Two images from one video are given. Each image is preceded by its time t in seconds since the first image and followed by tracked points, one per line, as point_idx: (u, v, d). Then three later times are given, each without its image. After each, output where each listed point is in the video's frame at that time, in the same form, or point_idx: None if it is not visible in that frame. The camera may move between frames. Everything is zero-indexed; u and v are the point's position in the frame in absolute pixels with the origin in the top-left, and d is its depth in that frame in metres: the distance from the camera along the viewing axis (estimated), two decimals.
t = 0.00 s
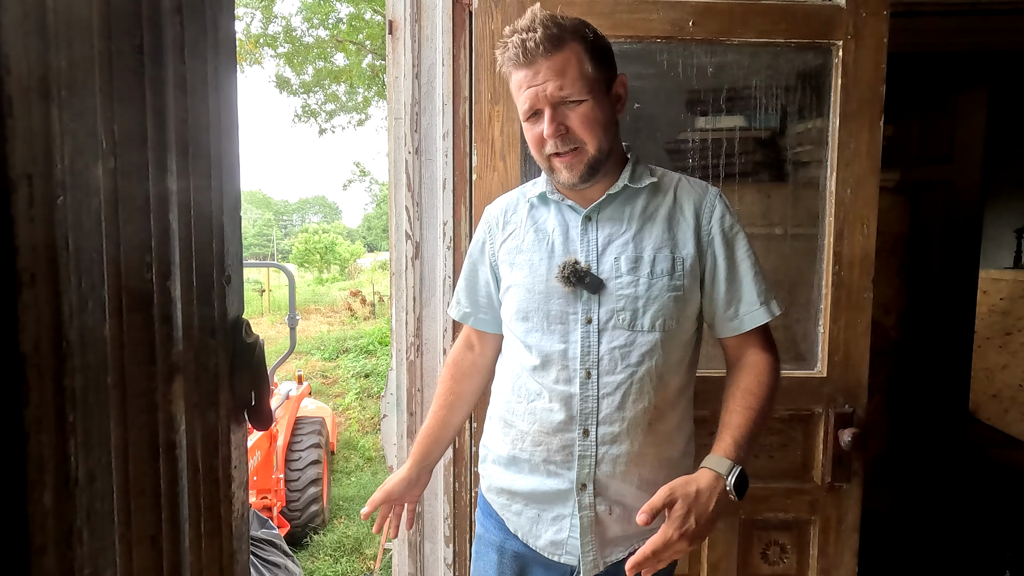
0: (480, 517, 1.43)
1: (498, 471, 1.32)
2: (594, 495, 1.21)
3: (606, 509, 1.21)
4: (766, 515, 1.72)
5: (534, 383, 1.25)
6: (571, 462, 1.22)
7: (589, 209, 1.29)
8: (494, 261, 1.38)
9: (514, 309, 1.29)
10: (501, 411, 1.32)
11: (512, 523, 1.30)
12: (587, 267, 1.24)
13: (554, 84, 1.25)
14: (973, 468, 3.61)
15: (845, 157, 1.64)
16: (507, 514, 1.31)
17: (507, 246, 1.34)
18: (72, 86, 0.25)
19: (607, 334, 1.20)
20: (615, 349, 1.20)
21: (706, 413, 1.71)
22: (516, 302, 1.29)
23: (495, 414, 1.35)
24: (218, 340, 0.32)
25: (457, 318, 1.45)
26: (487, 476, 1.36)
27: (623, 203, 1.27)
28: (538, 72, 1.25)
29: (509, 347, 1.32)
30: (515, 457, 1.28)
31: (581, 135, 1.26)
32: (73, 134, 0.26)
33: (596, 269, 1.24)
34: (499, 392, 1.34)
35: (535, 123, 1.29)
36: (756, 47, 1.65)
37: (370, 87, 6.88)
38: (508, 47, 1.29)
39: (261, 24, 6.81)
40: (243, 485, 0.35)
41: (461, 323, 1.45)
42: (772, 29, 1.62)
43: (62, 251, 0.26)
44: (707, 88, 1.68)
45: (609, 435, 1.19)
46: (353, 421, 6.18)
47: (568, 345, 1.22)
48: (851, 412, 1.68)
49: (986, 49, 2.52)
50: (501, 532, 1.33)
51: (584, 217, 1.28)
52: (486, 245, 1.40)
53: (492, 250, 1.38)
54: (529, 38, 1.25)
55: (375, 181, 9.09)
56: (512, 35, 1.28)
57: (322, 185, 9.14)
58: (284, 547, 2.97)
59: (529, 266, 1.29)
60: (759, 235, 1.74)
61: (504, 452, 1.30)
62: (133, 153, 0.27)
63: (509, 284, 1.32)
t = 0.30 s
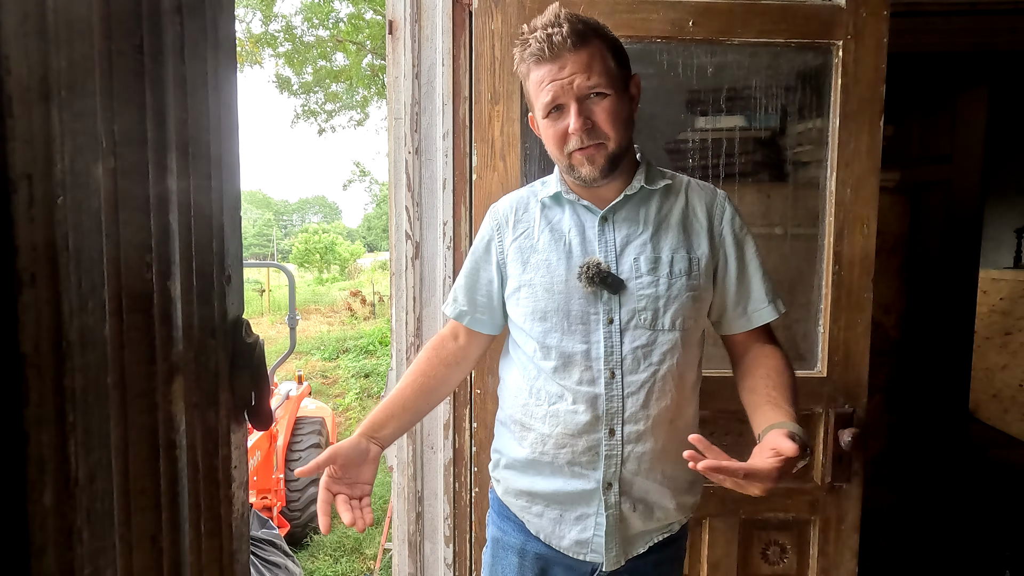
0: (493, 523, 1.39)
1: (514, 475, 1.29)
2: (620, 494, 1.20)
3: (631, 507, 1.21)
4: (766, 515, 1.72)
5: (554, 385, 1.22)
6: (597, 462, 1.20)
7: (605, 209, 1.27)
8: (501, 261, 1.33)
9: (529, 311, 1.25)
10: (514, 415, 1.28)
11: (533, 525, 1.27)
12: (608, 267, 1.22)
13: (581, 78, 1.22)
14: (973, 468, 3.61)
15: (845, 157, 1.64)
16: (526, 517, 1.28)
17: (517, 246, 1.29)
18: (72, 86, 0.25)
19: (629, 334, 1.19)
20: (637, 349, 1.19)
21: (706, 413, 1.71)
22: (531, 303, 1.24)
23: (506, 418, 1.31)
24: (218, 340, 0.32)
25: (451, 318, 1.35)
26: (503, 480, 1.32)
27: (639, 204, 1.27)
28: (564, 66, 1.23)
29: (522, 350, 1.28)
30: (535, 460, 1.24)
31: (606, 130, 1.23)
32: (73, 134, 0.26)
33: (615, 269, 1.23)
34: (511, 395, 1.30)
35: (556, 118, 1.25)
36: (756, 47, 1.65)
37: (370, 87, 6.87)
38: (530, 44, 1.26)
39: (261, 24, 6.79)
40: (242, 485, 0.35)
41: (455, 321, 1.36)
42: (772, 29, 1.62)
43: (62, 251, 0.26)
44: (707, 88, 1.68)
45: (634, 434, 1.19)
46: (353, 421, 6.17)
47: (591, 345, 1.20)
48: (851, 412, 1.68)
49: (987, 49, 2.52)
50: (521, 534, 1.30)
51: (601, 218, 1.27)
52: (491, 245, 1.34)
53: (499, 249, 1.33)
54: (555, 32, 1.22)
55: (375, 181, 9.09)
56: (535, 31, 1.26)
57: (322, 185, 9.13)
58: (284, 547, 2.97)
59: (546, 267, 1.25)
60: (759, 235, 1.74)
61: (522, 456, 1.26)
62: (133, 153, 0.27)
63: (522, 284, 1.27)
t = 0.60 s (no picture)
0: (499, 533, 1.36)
1: (521, 481, 1.27)
2: (630, 491, 1.20)
3: (641, 505, 1.20)
4: (766, 515, 1.72)
5: (558, 387, 1.20)
6: (606, 461, 1.19)
7: (602, 210, 1.27)
8: (496, 262, 1.30)
9: (529, 312, 1.23)
10: (517, 419, 1.26)
11: (542, 532, 1.25)
12: (609, 266, 1.22)
13: (583, 76, 1.23)
14: (972, 468, 3.61)
15: (845, 157, 1.64)
16: (535, 523, 1.26)
17: (514, 247, 1.27)
18: (72, 86, 0.25)
19: (633, 332, 1.19)
20: (641, 347, 1.19)
21: (706, 413, 1.71)
22: (531, 305, 1.23)
23: (508, 422, 1.29)
24: (218, 340, 0.32)
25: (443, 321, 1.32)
26: (509, 487, 1.29)
27: (634, 205, 1.28)
28: (566, 63, 1.23)
29: (522, 354, 1.26)
30: (542, 464, 1.23)
31: (606, 128, 1.24)
32: (73, 135, 0.26)
33: (616, 268, 1.23)
34: (512, 399, 1.28)
35: (555, 115, 1.25)
36: (756, 46, 1.65)
37: (370, 86, 6.86)
38: (531, 41, 1.26)
39: (261, 23, 6.79)
40: (242, 485, 0.35)
41: (446, 324, 1.33)
42: (772, 29, 1.62)
43: (61, 251, 0.26)
44: (707, 88, 1.68)
45: (642, 432, 1.18)
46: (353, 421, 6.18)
47: (595, 344, 1.19)
48: (851, 412, 1.68)
49: (986, 48, 2.52)
50: (530, 542, 1.28)
51: (599, 217, 1.26)
52: (485, 248, 1.32)
53: (494, 251, 1.30)
54: (558, 29, 1.23)
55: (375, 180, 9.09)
56: (537, 28, 1.26)
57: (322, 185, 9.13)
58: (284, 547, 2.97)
59: (545, 267, 1.24)
60: (759, 235, 1.74)
61: (528, 461, 1.24)
62: (133, 153, 0.27)
63: (520, 286, 1.25)
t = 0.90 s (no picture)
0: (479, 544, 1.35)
1: (497, 487, 1.26)
2: (605, 492, 1.19)
3: (618, 505, 1.19)
4: (766, 515, 1.72)
5: (531, 386, 1.20)
6: (580, 461, 1.19)
7: (573, 205, 1.27)
8: (467, 262, 1.29)
9: (501, 311, 1.23)
10: (492, 421, 1.25)
11: (520, 539, 1.24)
12: (581, 262, 1.21)
13: (556, 70, 1.22)
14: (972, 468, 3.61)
15: (844, 157, 1.64)
16: (513, 531, 1.24)
17: (484, 246, 1.27)
18: (72, 86, 0.25)
19: (606, 328, 1.19)
20: (614, 343, 1.19)
21: (706, 413, 1.71)
22: (503, 304, 1.23)
23: (482, 425, 1.29)
24: (217, 340, 0.32)
25: (421, 327, 1.31)
26: (485, 496, 1.28)
27: (605, 200, 1.28)
28: (539, 56, 1.23)
29: (494, 354, 1.26)
30: (517, 467, 1.22)
31: (577, 124, 1.24)
32: (73, 135, 0.26)
33: (588, 264, 1.22)
34: (486, 400, 1.28)
35: (527, 109, 1.24)
36: (756, 47, 1.65)
37: (370, 87, 6.86)
38: (505, 32, 1.25)
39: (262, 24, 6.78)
40: (242, 485, 0.35)
41: (425, 329, 1.31)
42: (771, 29, 1.62)
43: (62, 251, 0.26)
44: (707, 88, 1.68)
45: (617, 429, 1.18)
46: (353, 422, 6.18)
47: (568, 341, 1.19)
48: (851, 412, 1.68)
49: (987, 49, 2.52)
50: (506, 553, 1.27)
51: (570, 213, 1.26)
52: (455, 247, 1.30)
53: (465, 250, 1.29)
54: (533, 21, 1.22)
55: (375, 181, 9.10)
56: (511, 19, 1.25)
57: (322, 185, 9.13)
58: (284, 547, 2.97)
59: (516, 265, 1.23)
60: (760, 235, 1.73)
61: (502, 465, 1.24)
62: (134, 154, 0.27)
63: (492, 285, 1.25)
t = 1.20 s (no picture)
0: (447, 544, 1.35)
1: (463, 489, 1.26)
2: (569, 492, 1.19)
3: (582, 505, 1.19)
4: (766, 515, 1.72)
5: (494, 387, 1.20)
6: (543, 462, 1.19)
7: (537, 204, 1.27)
8: (431, 261, 1.30)
9: (464, 310, 1.23)
10: (456, 422, 1.26)
11: (487, 541, 1.24)
12: (543, 261, 1.22)
13: (519, 65, 1.23)
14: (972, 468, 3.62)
15: (844, 157, 1.64)
16: (480, 534, 1.24)
17: (448, 245, 1.27)
18: (72, 86, 0.26)
19: (569, 327, 1.19)
20: (577, 342, 1.19)
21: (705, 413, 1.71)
22: (466, 302, 1.23)
23: (447, 426, 1.29)
24: (217, 341, 0.31)
25: (381, 325, 1.32)
26: (451, 498, 1.28)
27: (568, 198, 1.28)
28: (502, 51, 1.24)
29: (457, 353, 1.26)
30: (481, 469, 1.22)
31: (542, 119, 1.24)
32: (73, 134, 0.26)
33: (550, 263, 1.22)
34: (450, 401, 1.28)
35: (491, 104, 1.25)
36: (756, 47, 1.65)
37: (370, 87, 6.86)
38: (468, 28, 1.27)
39: (262, 24, 6.78)
40: (242, 486, 0.34)
41: (386, 329, 1.32)
42: (771, 29, 1.62)
43: (61, 250, 0.26)
44: (707, 88, 1.68)
45: (579, 428, 1.18)
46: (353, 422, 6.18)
47: (531, 340, 1.19)
48: (851, 412, 1.68)
49: (987, 49, 2.52)
50: (475, 555, 1.27)
51: (534, 211, 1.26)
52: (419, 245, 1.31)
53: (429, 248, 1.30)
54: (495, 15, 1.24)
55: (374, 180, 9.11)
56: (474, 15, 1.26)
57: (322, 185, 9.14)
58: (284, 547, 2.97)
59: (480, 263, 1.23)
60: (759, 235, 1.73)
61: (466, 466, 1.24)
62: (133, 154, 0.27)
63: (454, 284, 1.25)
